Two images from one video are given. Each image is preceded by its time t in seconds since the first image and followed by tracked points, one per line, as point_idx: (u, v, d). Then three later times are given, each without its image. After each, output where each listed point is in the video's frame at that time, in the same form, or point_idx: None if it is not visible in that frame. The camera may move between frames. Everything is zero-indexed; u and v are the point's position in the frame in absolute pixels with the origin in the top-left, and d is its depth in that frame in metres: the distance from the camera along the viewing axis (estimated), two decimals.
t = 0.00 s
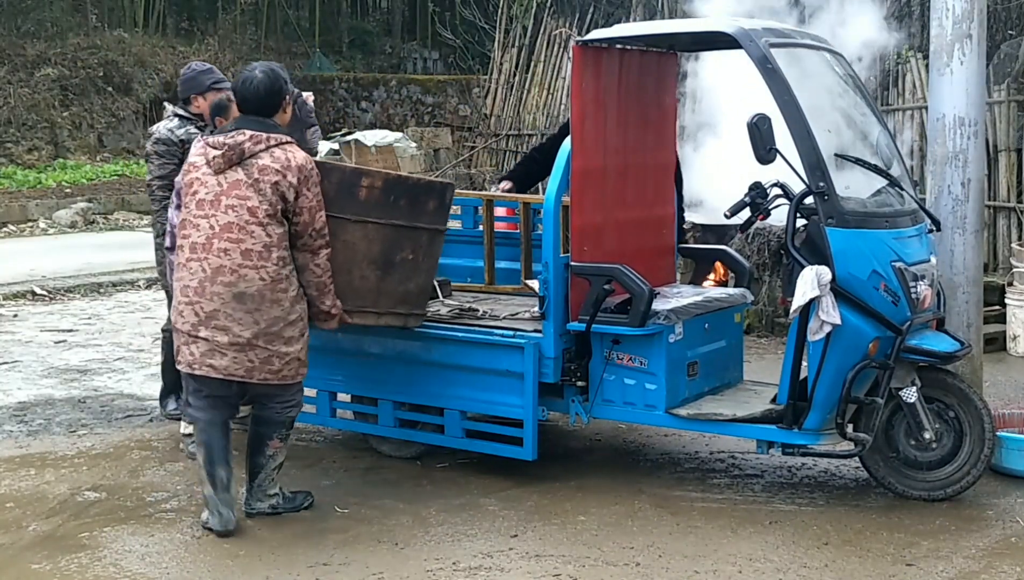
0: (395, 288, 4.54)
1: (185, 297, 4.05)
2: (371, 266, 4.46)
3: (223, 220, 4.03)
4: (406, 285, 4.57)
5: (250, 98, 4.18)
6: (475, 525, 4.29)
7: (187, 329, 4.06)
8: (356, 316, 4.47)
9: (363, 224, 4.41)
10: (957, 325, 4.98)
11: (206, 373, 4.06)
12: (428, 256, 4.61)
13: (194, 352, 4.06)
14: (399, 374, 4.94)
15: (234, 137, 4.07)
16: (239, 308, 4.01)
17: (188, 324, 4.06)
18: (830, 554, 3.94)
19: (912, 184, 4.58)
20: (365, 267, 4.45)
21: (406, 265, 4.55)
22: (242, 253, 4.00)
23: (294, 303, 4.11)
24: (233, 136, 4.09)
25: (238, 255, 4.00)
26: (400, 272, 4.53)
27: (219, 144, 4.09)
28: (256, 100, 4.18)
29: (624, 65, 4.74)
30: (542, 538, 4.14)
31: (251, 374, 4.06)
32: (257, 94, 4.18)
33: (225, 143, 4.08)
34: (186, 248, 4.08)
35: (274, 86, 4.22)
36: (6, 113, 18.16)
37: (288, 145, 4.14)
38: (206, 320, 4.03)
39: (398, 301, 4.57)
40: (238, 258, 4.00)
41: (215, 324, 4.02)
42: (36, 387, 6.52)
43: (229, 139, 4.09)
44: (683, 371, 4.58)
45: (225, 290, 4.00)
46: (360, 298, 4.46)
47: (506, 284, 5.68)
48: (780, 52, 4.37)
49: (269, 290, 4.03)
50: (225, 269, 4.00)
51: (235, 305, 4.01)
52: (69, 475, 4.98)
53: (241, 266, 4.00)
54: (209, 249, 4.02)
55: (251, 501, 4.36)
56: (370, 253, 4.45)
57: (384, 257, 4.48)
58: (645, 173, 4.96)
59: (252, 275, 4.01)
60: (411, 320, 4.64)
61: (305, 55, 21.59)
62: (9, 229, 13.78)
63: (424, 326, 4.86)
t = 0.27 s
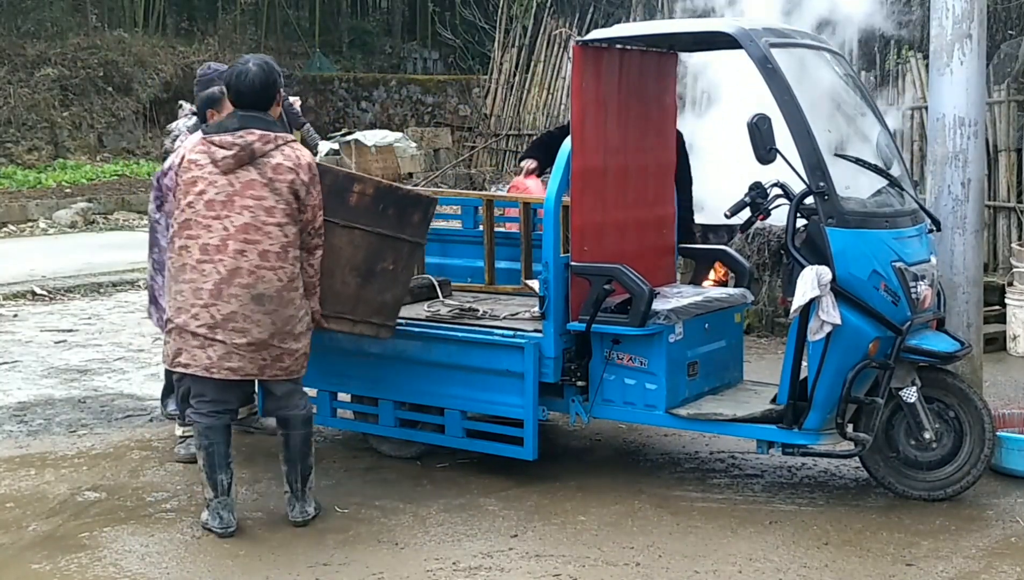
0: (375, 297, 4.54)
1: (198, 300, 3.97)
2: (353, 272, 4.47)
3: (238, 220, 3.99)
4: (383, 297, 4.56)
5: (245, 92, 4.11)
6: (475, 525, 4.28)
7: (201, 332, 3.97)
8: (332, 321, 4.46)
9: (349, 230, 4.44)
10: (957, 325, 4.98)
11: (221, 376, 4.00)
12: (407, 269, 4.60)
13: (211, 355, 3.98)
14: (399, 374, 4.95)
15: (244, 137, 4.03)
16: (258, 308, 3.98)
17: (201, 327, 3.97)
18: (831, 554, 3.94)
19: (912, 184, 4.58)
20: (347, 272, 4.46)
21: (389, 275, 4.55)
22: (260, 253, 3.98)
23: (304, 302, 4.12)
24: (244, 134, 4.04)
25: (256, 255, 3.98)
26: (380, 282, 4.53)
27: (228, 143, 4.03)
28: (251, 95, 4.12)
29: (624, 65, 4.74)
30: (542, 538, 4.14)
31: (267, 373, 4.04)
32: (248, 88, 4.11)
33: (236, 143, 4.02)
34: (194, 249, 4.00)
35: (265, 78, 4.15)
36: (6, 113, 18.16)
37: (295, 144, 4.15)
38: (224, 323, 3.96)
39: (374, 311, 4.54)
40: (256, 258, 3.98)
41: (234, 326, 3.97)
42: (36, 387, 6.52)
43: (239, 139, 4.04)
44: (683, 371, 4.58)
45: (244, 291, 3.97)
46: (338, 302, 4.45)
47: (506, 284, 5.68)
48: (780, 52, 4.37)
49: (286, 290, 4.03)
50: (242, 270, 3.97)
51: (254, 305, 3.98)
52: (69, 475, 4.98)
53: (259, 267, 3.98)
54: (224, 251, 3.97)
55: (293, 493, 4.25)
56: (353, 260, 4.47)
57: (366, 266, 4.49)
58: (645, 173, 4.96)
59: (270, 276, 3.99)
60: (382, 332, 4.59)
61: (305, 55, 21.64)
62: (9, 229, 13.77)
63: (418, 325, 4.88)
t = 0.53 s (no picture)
0: (360, 315, 4.50)
1: (237, 296, 3.95)
2: (348, 284, 4.44)
3: (274, 216, 3.99)
4: (368, 316, 4.52)
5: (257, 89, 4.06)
6: (475, 525, 4.28)
7: (240, 329, 3.95)
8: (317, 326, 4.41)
9: (356, 240, 4.43)
10: (957, 325, 4.97)
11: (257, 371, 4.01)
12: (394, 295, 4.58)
13: (250, 351, 3.98)
14: (399, 374, 4.95)
15: (284, 136, 4.02)
16: (297, 303, 4.03)
17: (241, 324, 3.95)
18: (830, 554, 3.94)
19: (912, 184, 4.58)
20: (344, 282, 4.42)
21: (380, 295, 4.53)
22: (296, 249, 4.02)
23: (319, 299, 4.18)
24: (280, 131, 4.03)
25: (293, 250, 4.01)
26: (368, 301, 4.51)
27: (269, 141, 4.00)
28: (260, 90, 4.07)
29: (624, 65, 4.74)
30: (542, 538, 4.14)
31: (301, 365, 4.09)
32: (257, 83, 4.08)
33: (277, 141, 4.01)
34: (228, 245, 3.95)
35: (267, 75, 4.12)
36: (5, 113, 18.15)
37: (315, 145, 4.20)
38: (265, 318, 3.98)
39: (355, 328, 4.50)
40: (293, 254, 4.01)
41: (275, 321, 3.99)
42: (36, 387, 6.52)
43: (279, 137, 4.02)
44: (682, 371, 4.58)
45: (283, 286, 3.99)
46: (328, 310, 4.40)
47: (506, 284, 5.68)
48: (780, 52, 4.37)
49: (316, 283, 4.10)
50: (282, 266, 3.98)
51: (293, 300, 4.02)
52: (69, 475, 4.98)
53: (296, 263, 4.01)
54: (262, 247, 3.96)
55: (294, 495, 4.24)
56: (352, 272, 4.44)
57: (362, 281, 4.46)
58: (645, 174, 4.96)
59: (306, 272, 4.04)
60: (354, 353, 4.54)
61: (305, 55, 21.65)
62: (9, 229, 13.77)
63: (418, 325, 4.89)
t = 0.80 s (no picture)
0: (343, 334, 4.54)
1: (241, 282, 3.91)
2: (339, 302, 4.50)
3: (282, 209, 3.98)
4: (351, 339, 4.57)
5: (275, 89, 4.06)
6: (475, 525, 4.28)
7: (243, 315, 3.92)
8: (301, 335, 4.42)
9: (359, 261, 4.51)
10: (957, 325, 4.98)
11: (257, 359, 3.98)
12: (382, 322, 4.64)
13: (252, 338, 3.95)
14: (399, 373, 4.95)
15: (298, 134, 4.03)
16: (300, 295, 4.01)
17: (245, 310, 3.92)
18: (830, 554, 3.94)
19: (912, 184, 4.58)
20: (337, 298, 4.48)
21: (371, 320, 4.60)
22: (301, 242, 4.01)
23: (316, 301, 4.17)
24: (293, 128, 4.04)
25: (298, 242, 4.00)
26: (356, 323, 4.56)
27: (283, 136, 4.00)
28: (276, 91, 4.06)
29: (624, 64, 4.74)
30: (542, 538, 4.14)
31: (302, 358, 4.06)
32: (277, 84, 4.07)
33: (290, 137, 4.01)
34: (233, 231, 3.93)
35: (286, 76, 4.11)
36: (6, 113, 18.16)
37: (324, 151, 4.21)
38: (269, 307, 3.95)
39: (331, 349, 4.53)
40: (297, 248, 4.00)
41: (277, 311, 3.97)
42: (37, 387, 6.52)
43: (294, 133, 4.03)
44: (682, 371, 4.58)
45: (286, 277, 3.97)
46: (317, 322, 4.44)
47: (506, 284, 5.68)
48: (779, 52, 4.37)
49: (319, 277, 4.10)
50: (287, 257, 3.97)
51: (297, 291, 4.00)
52: (69, 475, 4.98)
53: (301, 256, 4.00)
54: (268, 237, 3.95)
55: (296, 494, 4.25)
56: (347, 291, 4.50)
57: (353, 302, 4.52)
58: (645, 174, 4.96)
59: (310, 266, 4.04)
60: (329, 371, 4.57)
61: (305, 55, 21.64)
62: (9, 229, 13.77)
63: (418, 325, 4.89)
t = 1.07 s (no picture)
0: (344, 341, 4.54)
1: (228, 286, 3.90)
2: (343, 309, 4.50)
3: (273, 211, 3.94)
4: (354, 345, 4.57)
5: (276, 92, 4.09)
6: (475, 525, 4.29)
7: (229, 319, 3.91)
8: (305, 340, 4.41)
9: (363, 268, 4.51)
10: (957, 325, 4.98)
11: (245, 362, 3.96)
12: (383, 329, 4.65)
13: (238, 341, 3.92)
14: (400, 374, 4.95)
15: (296, 136, 3.99)
16: (289, 299, 3.97)
17: (230, 314, 3.91)
18: (830, 554, 3.94)
19: (911, 184, 4.58)
20: (340, 305, 4.48)
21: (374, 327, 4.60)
22: (292, 246, 3.97)
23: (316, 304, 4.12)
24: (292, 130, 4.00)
25: (288, 246, 3.96)
26: (360, 330, 4.56)
27: (279, 138, 3.97)
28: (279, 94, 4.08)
29: (624, 65, 4.74)
30: (542, 538, 4.14)
31: (290, 361, 4.02)
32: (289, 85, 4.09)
33: (287, 139, 3.98)
34: (223, 234, 3.93)
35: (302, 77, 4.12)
36: (5, 113, 18.16)
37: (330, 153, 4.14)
38: (254, 310, 3.92)
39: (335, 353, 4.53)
40: (287, 250, 3.95)
41: (264, 315, 3.93)
42: (37, 387, 6.52)
43: (291, 136, 3.99)
44: (683, 371, 4.58)
45: (274, 281, 3.93)
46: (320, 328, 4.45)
47: (506, 284, 5.68)
48: (779, 52, 4.37)
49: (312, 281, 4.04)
50: (276, 260, 3.93)
51: (285, 295, 3.96)
52: (69, 475, 4.98)
53: (290, 259, 3.96)
54: (256, 239, 3.92)
55: (295, 494, 4.24)
56: (350, 298, 4.50)
57: (357, 309, 4.52)
58: (645, 174, 4.96)
59: (300, 270, 3.99)
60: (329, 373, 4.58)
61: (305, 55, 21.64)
62: (9, 229, 13.77)
63: (418, 325, 4.89)
